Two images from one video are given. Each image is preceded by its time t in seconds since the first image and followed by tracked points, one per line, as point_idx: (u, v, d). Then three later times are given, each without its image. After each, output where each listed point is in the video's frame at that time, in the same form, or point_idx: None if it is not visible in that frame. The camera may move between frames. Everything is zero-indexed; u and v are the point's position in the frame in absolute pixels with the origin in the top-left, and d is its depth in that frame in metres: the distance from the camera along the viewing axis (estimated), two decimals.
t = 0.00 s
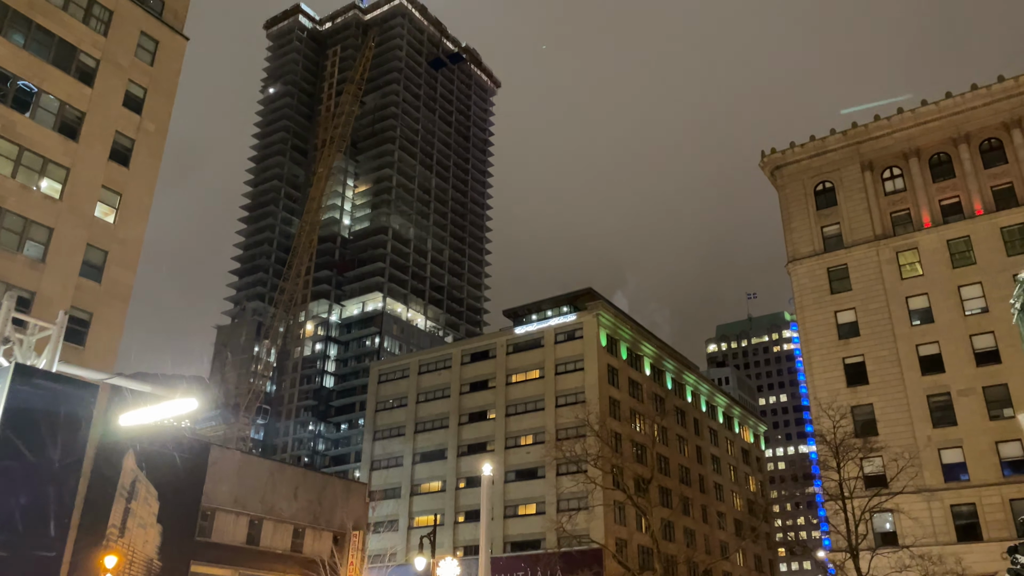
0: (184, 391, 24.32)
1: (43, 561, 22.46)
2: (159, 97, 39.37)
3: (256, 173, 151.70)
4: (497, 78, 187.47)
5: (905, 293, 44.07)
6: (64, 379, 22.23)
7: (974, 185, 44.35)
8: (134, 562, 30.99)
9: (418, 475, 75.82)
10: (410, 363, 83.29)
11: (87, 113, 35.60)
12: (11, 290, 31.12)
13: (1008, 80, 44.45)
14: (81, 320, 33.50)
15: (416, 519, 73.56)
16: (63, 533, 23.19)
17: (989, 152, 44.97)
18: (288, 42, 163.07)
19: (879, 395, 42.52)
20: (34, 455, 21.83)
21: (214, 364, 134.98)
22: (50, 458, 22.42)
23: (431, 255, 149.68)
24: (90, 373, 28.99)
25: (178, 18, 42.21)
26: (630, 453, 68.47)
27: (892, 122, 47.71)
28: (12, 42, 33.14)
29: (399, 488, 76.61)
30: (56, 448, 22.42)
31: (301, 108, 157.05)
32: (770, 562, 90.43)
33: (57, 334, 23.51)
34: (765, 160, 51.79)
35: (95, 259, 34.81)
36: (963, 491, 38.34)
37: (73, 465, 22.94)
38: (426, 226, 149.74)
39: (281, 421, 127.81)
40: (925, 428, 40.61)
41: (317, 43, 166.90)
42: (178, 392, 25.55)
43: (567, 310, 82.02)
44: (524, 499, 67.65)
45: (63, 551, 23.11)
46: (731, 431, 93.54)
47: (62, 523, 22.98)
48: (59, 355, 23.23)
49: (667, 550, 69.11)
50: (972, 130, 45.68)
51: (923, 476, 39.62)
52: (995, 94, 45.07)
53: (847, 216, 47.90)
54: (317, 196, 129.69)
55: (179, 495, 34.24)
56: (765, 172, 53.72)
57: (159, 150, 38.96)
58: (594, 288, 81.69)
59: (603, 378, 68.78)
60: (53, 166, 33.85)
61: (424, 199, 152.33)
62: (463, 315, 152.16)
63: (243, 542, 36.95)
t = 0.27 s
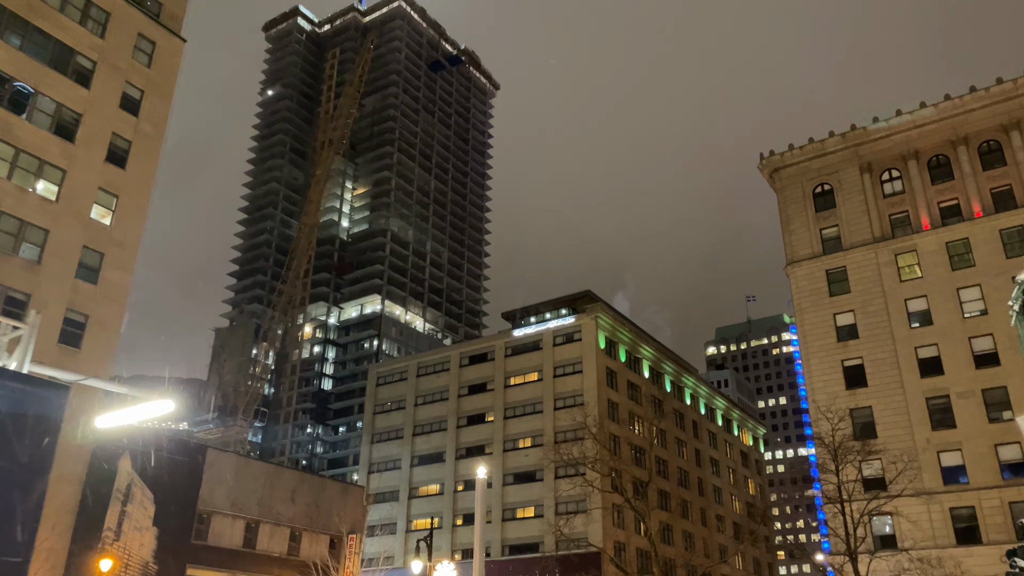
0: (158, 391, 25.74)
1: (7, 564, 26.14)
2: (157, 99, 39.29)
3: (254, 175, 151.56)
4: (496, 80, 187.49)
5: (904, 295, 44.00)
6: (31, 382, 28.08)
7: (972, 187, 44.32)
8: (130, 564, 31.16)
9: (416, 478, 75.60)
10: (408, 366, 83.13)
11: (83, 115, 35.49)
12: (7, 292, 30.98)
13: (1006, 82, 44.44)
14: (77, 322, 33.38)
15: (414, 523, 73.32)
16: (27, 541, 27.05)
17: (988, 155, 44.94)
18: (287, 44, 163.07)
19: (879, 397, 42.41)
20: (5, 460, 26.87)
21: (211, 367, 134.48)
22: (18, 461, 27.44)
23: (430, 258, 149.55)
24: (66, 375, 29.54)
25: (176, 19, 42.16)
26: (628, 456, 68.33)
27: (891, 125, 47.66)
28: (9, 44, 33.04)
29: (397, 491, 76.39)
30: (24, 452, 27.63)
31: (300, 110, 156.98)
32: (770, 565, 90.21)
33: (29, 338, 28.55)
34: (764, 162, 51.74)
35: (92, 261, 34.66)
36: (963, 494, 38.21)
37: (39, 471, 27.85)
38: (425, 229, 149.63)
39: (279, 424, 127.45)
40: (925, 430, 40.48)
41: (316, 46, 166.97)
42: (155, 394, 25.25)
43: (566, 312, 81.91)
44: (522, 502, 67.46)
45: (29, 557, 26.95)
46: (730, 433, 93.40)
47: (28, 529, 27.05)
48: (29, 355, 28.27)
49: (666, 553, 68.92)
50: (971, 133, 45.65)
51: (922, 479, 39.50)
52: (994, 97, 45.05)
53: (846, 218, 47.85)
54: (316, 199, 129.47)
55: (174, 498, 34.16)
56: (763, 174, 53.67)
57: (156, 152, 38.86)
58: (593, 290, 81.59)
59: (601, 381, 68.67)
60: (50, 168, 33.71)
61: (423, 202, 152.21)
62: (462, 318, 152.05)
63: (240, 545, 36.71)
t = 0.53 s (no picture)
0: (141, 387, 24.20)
1: None
2: (153, 98, 39.21)
3: (252, 176, 151.38)
4: (495, 81, 187.40)
5: (902, 295, 43.99)
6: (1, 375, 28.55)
7: (970, 188, 44.31)
8: (126, 566, 31.17)
9: (414, 478, 75.52)
10: (406, 367, 83.04)
11: (79, 115, 35.43)
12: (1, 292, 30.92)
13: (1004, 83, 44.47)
14: (72, 322, 33.29)
15: (412, 523, 73.22)
16: None
17: (986, 155, 44.95)
18: (285, 45, 163.01)
19: (876, 398, 42.38)
20: None
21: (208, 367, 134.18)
22: None
23: (428, 259, 149.48)
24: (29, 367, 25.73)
25: (172, 19, 42.10)
26: (627, 457, 68.28)
27: (888, 125, 47.66)
28: (5, 43, 32.98)
29: (395, 491, 76.32)
30: None
31: (298, 111, 156.84)
32: (768, 565, 90.14)
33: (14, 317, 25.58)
34: (761, 162, 51.71)
35: (87, 261, 34.59)
36: (960, 494, 38.19)
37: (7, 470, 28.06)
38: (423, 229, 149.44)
39: (276, 425, 127.07)
40: (922, 430, 40.45)
41: (314, 46, 166.97)
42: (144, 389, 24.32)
43: (564, 313, 81.86)
44: (520, 503, 67.41)
45: None
46: (728, 434, 93.36)
47: None
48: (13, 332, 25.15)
49: (663, 553, 68.86)
50: (969, 133, 45.66)
51: (920, 479, 39.48)
52: (992, 97, 45.06)
53: (844, 218, 47.83)
54: (314, 199, 129.30)
55: (170, 498, 34.12)
56: (761, 175, 53.63)
57: (152, 152, 38.78)
58: (591, 291, 81.54)
59: (599, 381, 68.65)
60: (45, 168, 33.63)
61: (421, 202, 152.15)
62: (460, 318, 151.95)
63: (236, 547, 36.58)
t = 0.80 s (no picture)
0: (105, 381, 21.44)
1: None
2: (150, 99, 39.07)
3: (251, 177, 151.24)
4: (494, 82, 187.37)
5: (901, 296, 43.86)
6: None
7: (970, 188, 44.21)
8: (122, 567, 30.94)
9: (413, 480, 75.33)
10: (405, 368, 82.84)
11: (76, 115, 35.28)
12: None
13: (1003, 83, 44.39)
14: (69, 323, 33.12)
15: (410, 525, 73.00)
16: None
17: (985, 155, 44.85)
18: (284, 46, 162.97)
19: (876, 399, 42.25)
20: None
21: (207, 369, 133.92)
22: None
23: (427, 260, 149.35)
24: None
25: (170, 19, 41.97)
26: (626, 459, 68.11)
27: (888, 125, 47.56)
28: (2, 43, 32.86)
29: (393, 493, 76.12)
30: None
31: (297, 112, 156.75)
32: (767, 567, 89.95)
33: None
34: (761, 163, 51.58)
35: (84, 261, 34.44)
36: (961, 496, 38.05)
37: None
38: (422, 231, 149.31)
39: (275, 427, 126.73)
40: (922, 432, 40.31)
41: (313, 48, 166.95)
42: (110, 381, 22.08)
43: (562, 314, 81.72)
44: (518, 504, 67.24)
45: None
46: (728, 435, 93.23)
47: None
48: None
49: (663, 555, 68.69)
50: (968, 133, 45.56)
51: (920, 481, 39.33)
52: (991, 98, 44.97)
53: (843, 219, 47.70)
54: (313, 200, 129.06)
55: (166, 500, 33.95)
56: (760, 175, 53.49)
57: (150, 152, 38.63)
58: (590, 292, 81.41)
59: (598, 383, 68.50)
60: (42, 168, 33.50)
61: (420, 204, 152.06)
62: (459, 320, 151.85)
63: (233, 549, 36.36)
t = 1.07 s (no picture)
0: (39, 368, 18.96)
1: None
2: (146, 97, 38.95)
3: (249, 177, 151.05)
4: (492, 82, 187.29)
5: (900, 296, 43.77)
6: None
7: (969, 187, 44.11)
8: (118, 567, 30.77)
9: (411, 480, 75.23)
10: (403, 368, 82.70)
11: (71, 113, 35.14)
12: None
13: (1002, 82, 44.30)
14: (65, 322, 33.05)
15: (408, 525, 72.89)
16: None
17: (985, 154, 44.72)
18: (282, 46, 162.90)
19: (874, 399, 42.17)
20: None
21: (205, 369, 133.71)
22: None
23: (426, 260, 149.22)
24: None
25: (166, 18, 41.85)
26: (624, 458, 68.01)
27: (886, 124, 47.47)
28: None
29: (391, 493, 76.03)
30: None
31: (296, 112, 156.61)
32: (766, 567, 89.84)
33: None
34: (759, 163, 51.51)
35: (79, 260, 34.30)
36: (959, 495, 37.97)
37: None
38: (421, 230, 149.16)
39: (273, 427, 126.50)
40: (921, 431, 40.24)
41: (311, 47, 166.85)
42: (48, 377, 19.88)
43: (561, 314, 81.63)
44: (517, 504, 67.13)
45: None
46: (727, 435, 93.16)
47: None
48: None
49: (662, 555, 68.67)
50: (967, 132, 45.47)
51: (918, 480, 39.26)
52: (990, 97, 44.86)
53: (841, 219, 47.62)
54: (311, 199, 128.85)
55: (162, 500, 33.82)
56: (758, 175, 53.44)
57: (146, 151, 38.49)
58: (588, 292, 81.33)
59: (597, 382, 68.40)
60: (37, 167, 33.36)
61: (419, 203, 151.96)
62: (458, 320, 151.74)
63: (229, 549, 36.20)
